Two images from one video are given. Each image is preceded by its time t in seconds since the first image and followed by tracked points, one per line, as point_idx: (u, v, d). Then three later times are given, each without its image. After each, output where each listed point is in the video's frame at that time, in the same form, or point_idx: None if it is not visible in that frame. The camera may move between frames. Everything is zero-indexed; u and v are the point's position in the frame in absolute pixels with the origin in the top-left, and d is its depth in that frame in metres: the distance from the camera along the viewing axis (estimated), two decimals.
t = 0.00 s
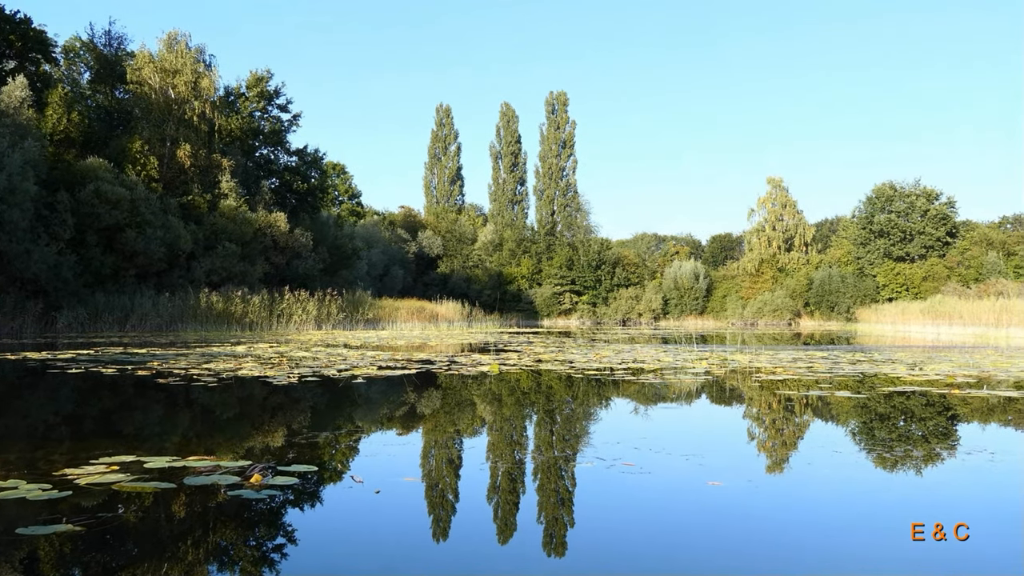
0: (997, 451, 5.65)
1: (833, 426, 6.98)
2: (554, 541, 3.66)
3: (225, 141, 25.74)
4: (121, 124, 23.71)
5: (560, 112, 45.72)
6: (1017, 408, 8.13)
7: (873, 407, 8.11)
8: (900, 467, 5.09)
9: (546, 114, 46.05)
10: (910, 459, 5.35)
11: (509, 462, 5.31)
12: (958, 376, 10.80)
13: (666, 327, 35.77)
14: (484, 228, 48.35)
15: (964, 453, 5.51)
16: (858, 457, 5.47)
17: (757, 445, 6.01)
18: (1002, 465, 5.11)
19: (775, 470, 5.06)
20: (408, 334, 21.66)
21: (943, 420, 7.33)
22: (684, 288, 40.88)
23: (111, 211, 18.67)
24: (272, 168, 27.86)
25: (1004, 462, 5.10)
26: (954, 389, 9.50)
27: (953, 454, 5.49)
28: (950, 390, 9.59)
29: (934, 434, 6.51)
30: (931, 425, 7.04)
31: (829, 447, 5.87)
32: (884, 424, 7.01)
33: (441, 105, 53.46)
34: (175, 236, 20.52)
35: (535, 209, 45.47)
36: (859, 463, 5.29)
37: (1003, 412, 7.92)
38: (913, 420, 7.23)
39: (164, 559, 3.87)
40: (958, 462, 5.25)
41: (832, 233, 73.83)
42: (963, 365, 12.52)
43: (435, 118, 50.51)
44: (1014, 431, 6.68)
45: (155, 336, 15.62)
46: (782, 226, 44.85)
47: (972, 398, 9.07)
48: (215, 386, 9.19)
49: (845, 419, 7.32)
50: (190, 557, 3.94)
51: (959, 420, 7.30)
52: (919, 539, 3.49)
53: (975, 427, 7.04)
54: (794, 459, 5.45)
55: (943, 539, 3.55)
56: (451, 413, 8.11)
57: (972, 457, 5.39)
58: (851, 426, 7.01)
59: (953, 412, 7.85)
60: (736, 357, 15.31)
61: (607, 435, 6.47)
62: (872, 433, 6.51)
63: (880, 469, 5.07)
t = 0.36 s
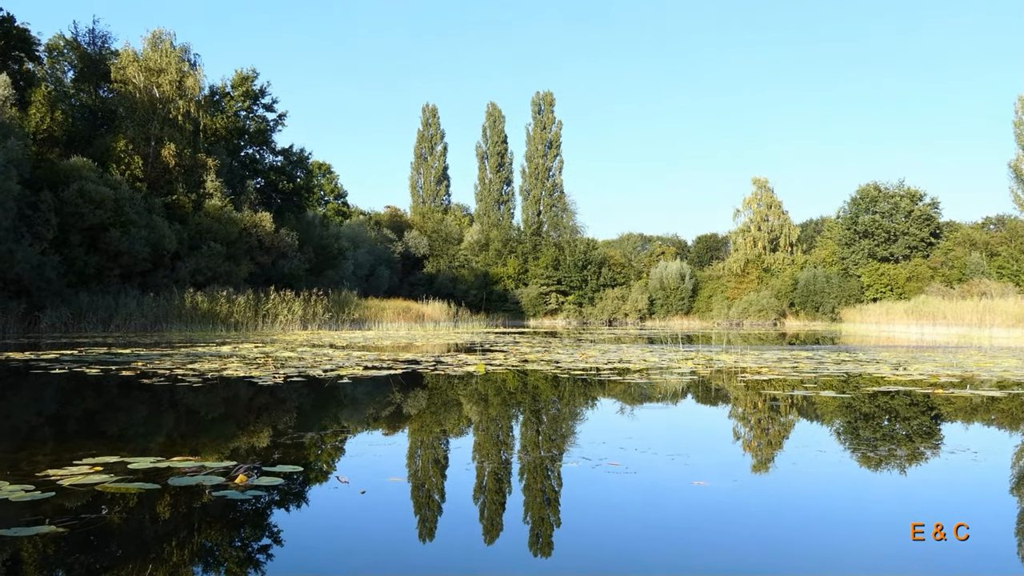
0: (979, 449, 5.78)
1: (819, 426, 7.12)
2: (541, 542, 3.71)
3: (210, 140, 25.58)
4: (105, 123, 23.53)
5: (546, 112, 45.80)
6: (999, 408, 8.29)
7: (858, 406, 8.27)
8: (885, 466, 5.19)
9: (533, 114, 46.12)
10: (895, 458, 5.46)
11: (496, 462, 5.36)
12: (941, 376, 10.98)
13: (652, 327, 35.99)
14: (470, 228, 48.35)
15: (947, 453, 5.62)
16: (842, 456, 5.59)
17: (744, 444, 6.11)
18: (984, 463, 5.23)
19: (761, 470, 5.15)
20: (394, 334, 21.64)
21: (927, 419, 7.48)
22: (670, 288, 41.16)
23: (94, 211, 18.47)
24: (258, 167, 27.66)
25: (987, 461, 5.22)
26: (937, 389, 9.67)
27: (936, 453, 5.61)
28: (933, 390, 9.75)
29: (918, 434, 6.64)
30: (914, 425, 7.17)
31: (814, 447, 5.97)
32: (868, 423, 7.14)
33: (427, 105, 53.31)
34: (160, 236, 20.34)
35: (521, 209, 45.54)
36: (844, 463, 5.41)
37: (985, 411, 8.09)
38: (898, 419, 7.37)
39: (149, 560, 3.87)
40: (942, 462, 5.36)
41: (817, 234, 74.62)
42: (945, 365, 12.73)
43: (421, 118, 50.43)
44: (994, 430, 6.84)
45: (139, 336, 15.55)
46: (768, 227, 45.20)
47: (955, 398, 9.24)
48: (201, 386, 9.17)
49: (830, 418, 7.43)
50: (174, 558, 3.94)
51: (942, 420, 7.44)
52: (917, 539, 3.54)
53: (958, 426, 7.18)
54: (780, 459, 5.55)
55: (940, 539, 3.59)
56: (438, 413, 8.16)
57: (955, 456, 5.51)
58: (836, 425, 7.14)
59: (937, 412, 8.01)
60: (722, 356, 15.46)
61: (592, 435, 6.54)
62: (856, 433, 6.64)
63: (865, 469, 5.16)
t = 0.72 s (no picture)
0: (967, 448, 5.88)
1: (809, 425, 7.20)
2: (531, 543, 3.73)
3: (200, 139, 25.46)
4: (95, 122, 23.42)
5: (537, 112, 45.87)
6: (987, 407, 8.39)
7: (848, 406, 8.40)
8: (874, 466, 5.26)
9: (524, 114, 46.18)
10: (885, 458, 5.52)
11: (486, 463, 5.40)
12: (929, 376, 11.10)
13: (642, 327, 36.12)
14: (461, 228, 48.36)
15: (937, 453, 5.70)
16: (832, 455, 5.66)
17: (734, 444, 6.19)
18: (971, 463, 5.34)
19: (751, 470, 5.18)
20: (385, 334, 21.65)
21: (917, 419, 7.60)
22: (661, 288, 41.35)
23: (84, 211, 18.35)
24: (248, 167, 27.50)
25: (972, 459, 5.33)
26: (926, 389, 9.79)
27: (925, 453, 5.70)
28: (923, 390, 9.86)
29: (908, 434, 6.72)
30: (903, 425, 7.26)
31: (804, 447, 6.03)
32: (857, 423, 7.23)
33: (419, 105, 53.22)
34: (150, 236, 20.23)
35: (512, 209, 45.57)
36: (834, 462, 5.48)
37: (974, 411, 8.20)
38: (887, 419, 7.49)
39: (139, 561, 3.87)
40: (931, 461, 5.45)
41: (806, 234, 75.19)
42: (935, 365, 12.87)
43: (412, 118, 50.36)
44: (982, 429, 6.95)
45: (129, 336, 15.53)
46: (758, 227, 45.39)
47: (944, 398, 9.35)
48: (191, 386, 9.15)
49: (819, 419, 7.51)
50: (163, 559, 3.95)
51: (931, 420, 7.53)
52: (919, 539, 3.55)
53: (947, 426, 7.28)
54: (770, 459, 5.61)
55: (941, 538, 3.60)
56: (428, 413, 8.20)
57: (944, 455, 5.60)
58: (826, 425, 7.22)
59: (927, 412, 8.11)
60: (712, 357, 15.56)
61: (583, 435, 6.59)
62: (846, 432, 6.73)
63: (854, 468, 5.23)
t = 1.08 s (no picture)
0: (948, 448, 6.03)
1: (791, 425, 7.36)
2: (514, 542, 3.79)
3: (182, 138, 25.26)
4: (75, 121, 23.12)
5: (521, 112, 45.98)
6: (966, 407, 8.58)
7: (829, 405, 8.61)
8: (855, 465, 5.39)
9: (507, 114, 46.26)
10: (865, 458, 5.67)
11: (470, 462, 5.47)
12: (909, 377, 11.33)
13: (626, 327, 36.38)
14: (444, 228, 48.33)
15: (916, 451, 5.85)
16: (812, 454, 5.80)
17: (717, 444, 6.31)
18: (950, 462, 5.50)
19: (733, 470, 5.27)
20: (368, 334, 21.64)
21: (897, 418, 7.82)
22: (644, 289, 41.64)
23: (64, 210, 18.12)
24: (230, 166, 27.32)
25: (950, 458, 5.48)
26: (906, 389, 9.99)
27: (905, 451, 5.87)
28: (903, 389, 10.06)
29: (889, 433, 6.88)
30: (884, 425, 7.42)
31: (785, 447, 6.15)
32: (838, 423, 7.40)
33: (402, 104, 53.03)
34: (130, 235, 20.02)
35: (495, 210, 45.63)
36: (816, 461, 5.61)
37: (954, 410, 8.40)
38: (867, 418, 7.65)
39: (119, 563, 3.88)
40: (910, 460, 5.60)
41: (788, 235, 76.10)
42: (914, 364, 13.12)
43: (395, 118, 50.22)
44: (962, 428, 7.12)
45: (110, 336, 15.45)
46: (740, 227, 45.68)
47: (924, 398, 9.55)
48: (172, 386, 9.11)
49: (801, 418, 7.66)
50: (145, 560, 3.96)
51: (911, 420, 7.70)
52: (918, 540, 3.63)
53: (926, 426, 7.44)
54: (751, 458, 5.72)
55: (940, 539, 3.69)
56: (411, 413, 8.24)
57: (924, 454, 5.76)
58: (808, 424, 7.38)
59: (907, 411, 8.33)
60: (695, 356, 15.75)
61: (565, 435, 6.69)
62: (827, 432, 6.88)
63: (836, 467, 5.36)
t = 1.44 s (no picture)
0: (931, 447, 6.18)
1: (776, 424, 7.50)
2: (500, 542, 3.85)
3: (166, 138, 25.04)
4: (58, 120, 22.84)
5: (506, 112, 46.05)
6: (948, 407, 8.74)
7: (813, 405, 8.80)
8: (839, 464, 5.50)
9: (493, 114, 46.26)
10: (849, 457, 5.78)
11: (456, 462, 5.53)
12: (893, 376, 11.51)
13: (611, 328, 36.57)
14: (429, 228, 48.29)
15: (900, 451, 5.97)
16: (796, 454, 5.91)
17: (702, 444, 6.41)
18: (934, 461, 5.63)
19: (718, 469, 5.35)
20: (353, 334, 21.61)
21: (881, 417, 8.00)
22: (629, 288, 41.90)
23: (46, 209, 17.91)
24: (214, 166, 27.05)
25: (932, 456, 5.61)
26: (889, 389, 10.17)
27: (889, 451, 6.01)
28: (886, 389, 10.23)
29: (873, 433, 7.02)
30: (867, 424, 7.57)
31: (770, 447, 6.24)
32: (823, 422, 7.54)
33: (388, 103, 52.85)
34: (114, 235, 19.84)
35: (481, 210, 45.64)
36: (799, 460, 5.73)
37: (936, 410, 8.57)
38: (851, 418, 7.79)
39: (102, 564, 3.87)
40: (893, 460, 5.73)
41: (773, 235, 76.81)
42: (898, 364, 13.32)
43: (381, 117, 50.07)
44: (945, 427, 7.27)
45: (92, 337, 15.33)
46: (724, 228, 45.78)
47: (906, 397, 9.72)
48: (155, 387, 9.07)
49: (785, 418, 7.78)
50: (128, 561, 3.96)
51: (895, 420, 7.84)
52: (918, 540, 3.66)
53: (909, 425, 7.59)
54: (735, 458, 5.82)
55: (940, 539, 3.72)
56: (397, 413, 8.28)
57: (907, 453, 5.89)
58: (792, 424, 7.52)
59: (891, 410, 8.54)
60: (680, 356, 15.90)
61: (550, 435, 6.75)
62: (811, 432, 7.00)
63: (820, 467, 5.48)
